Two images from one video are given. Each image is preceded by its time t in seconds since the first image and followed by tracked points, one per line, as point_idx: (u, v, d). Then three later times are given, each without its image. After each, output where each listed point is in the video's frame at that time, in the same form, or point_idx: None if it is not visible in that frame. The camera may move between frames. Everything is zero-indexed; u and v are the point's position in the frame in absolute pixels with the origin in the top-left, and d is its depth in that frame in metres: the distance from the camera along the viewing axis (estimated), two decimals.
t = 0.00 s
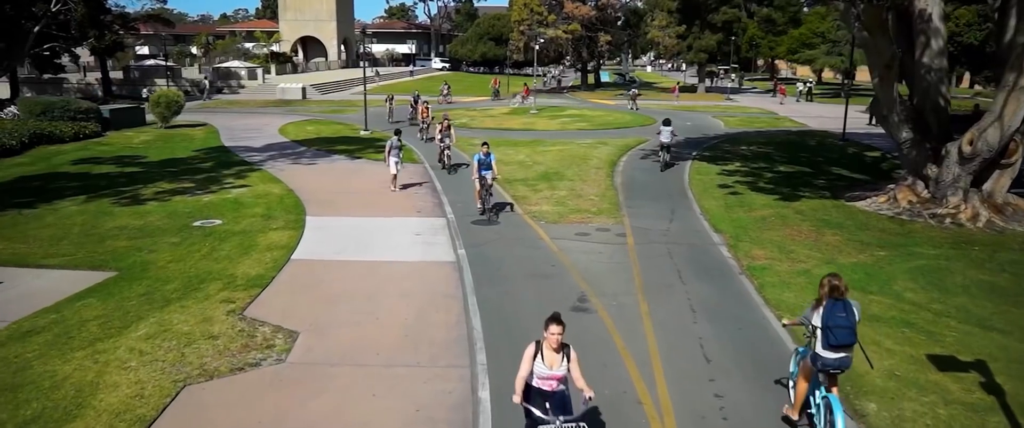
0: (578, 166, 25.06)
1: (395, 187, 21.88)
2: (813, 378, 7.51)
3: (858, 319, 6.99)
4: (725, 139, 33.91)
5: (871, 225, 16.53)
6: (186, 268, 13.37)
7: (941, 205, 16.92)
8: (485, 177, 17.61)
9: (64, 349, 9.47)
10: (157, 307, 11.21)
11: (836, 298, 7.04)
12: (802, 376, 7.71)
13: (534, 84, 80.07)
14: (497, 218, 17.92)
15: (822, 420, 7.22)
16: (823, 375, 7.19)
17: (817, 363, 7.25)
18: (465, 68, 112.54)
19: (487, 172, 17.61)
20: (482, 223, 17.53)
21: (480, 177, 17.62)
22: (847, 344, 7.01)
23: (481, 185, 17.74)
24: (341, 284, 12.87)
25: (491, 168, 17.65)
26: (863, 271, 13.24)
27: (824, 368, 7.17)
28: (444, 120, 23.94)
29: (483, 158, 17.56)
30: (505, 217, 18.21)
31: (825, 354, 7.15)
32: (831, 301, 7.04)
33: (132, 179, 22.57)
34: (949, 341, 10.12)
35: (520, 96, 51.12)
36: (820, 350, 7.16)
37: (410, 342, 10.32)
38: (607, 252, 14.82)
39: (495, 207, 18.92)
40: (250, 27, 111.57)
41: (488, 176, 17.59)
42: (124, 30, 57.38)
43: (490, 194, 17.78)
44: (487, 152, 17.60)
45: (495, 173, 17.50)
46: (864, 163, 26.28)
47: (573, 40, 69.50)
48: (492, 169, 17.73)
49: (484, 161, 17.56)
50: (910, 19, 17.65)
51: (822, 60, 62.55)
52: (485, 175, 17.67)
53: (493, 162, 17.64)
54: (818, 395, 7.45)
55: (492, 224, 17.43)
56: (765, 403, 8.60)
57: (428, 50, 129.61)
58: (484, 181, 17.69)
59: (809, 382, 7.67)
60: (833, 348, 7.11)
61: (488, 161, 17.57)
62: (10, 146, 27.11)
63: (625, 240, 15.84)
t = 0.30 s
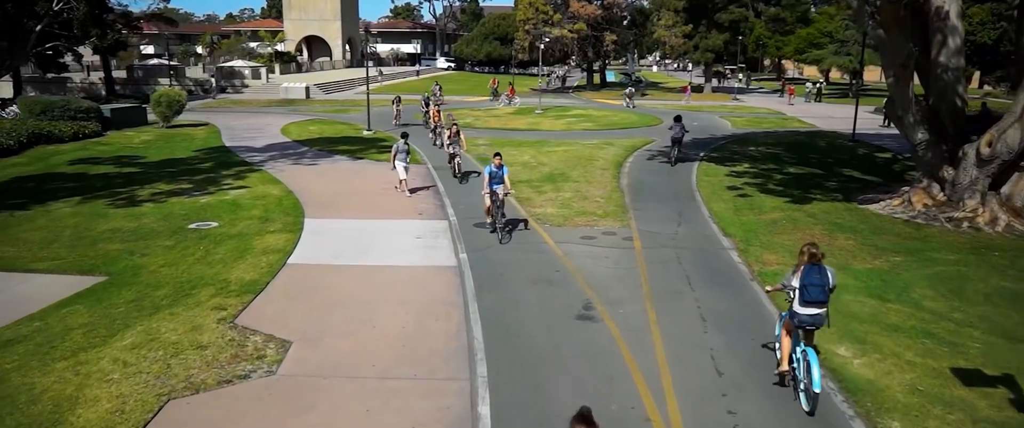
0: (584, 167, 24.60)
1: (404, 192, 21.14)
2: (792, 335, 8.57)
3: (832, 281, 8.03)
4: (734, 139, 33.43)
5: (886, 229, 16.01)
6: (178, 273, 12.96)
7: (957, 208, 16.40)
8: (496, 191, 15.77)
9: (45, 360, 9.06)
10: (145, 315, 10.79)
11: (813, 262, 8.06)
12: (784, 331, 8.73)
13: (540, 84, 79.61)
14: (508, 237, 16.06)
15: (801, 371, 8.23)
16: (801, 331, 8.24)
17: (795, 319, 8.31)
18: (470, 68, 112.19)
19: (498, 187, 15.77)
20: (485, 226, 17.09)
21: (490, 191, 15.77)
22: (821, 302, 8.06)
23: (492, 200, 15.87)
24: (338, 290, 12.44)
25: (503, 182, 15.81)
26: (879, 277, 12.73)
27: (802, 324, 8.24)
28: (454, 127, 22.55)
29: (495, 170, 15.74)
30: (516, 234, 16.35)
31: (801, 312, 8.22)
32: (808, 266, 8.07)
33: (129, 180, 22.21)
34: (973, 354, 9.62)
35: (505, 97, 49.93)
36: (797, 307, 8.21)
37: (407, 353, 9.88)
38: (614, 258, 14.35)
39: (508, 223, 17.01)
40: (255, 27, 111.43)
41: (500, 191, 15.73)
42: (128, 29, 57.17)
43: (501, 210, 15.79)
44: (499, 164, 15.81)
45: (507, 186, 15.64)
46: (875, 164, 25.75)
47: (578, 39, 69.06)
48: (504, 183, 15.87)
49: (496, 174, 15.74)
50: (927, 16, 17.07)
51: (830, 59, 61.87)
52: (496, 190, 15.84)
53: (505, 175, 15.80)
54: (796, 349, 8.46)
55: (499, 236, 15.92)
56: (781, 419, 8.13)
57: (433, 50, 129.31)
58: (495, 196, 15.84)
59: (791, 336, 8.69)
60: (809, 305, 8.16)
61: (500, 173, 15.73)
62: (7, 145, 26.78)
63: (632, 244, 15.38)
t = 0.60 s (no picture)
0: (589, 168, 24.09)
1: (410, 197, 19.76)
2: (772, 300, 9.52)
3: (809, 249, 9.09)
4: (741, 140, 32.86)
5: (902, 233, 15.44)
6: (167, 279, 12.48)
7: (976, 212, 15.82)
8: (510, 213, 13.51)
9: (19, 374, 8.60)
10: (129, 324, 10.32)
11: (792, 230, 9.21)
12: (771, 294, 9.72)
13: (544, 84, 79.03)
14: (522, 262, 13.94)
15: (784, 330, 9.28)
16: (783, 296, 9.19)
17: (778, 283, 9.28)
18: (475, 68, 111.71)
19: (512, 208, 13.49)
20: (487, 230, 16.57)
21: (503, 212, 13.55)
22: (801, 268, 9.12)
23: (504, 222, 13.64)
24: (332, 297, 11.90)
25: (518, 201, 13.54)
26: (898, 284, 12.17)
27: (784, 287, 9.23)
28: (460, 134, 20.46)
29: (506, 188, 13.48)
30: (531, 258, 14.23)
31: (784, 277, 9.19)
32: (790, 238, 9.09)
33: (124, 181, 21.77)
34: (1002, 369, 9.06)
35: (487, 97, 48.84)
36: (780, 272, 9.19)
37: (403, 365, 9.37)
38: (620, 263, 13.82)
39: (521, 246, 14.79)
40: (258, 26, 111.14)
41: (514, 212, 13.48)
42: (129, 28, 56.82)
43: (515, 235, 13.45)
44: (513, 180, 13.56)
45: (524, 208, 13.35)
46: (887, 166, 25.16)
47: (583, 39, 68.52)
48: (519, 203, 13.61)
49: (509, 192, 13.49)
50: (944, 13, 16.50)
51: (837, 59, 60.75)
52: (509, 211, 13.59)
53: (520, 194, 13.54)
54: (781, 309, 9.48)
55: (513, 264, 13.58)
56: None
57: (438, 50, 128.97)
58: (508, 218, 13.61)
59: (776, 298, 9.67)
60: (791, 270, 9.16)
61: (514, 192, 13.47)
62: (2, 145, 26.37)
63: (638, 248, 14.84)
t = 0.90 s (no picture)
0: (591, 169, 23.65)
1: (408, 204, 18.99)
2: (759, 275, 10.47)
3: (791, 227, 10.10)
4: (746, 140, 32.39)
5: (915, 237, 14.94)
6: (154, 285, 12.04)
7: (991, 215, 15.31)
8: (522, 237, 11.39)
9: None
10: (112, 332, 9.87)
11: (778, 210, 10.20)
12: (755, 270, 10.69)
13: (547, 84, 78.62)
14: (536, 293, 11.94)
15: (767, 299, 10.28)
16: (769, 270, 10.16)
17: (763, 258, 10.26)
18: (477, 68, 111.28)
19: (525, 232, 11.36)
20: (487, 233, 16.13)
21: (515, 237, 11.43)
22: (783, 243, 10.14)
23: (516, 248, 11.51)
24: (325, 305, 11.42)
25: (531, 223, 11.42)
26: (913, 291, 11.68)
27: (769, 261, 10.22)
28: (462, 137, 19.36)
29: (518, 208, 11.32)
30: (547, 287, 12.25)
31: (769, 254, 10.18)
32: (776, 218, 10.06)
33: (117, 183, 21.37)
34: None
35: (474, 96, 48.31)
36: (764, 248, 10.17)
37: (397, 378, 8.91)
38: (624, 268, 13.35)
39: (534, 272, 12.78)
40: (260, 26, 110.90)
41: (528, 236, 11.36)
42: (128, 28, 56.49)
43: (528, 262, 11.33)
44: (525, 199, 11.39)
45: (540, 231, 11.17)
46: (896, 167, 24.66)
47: (585, 39, 68.07)
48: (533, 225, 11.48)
49: (521, 213, 11.33)
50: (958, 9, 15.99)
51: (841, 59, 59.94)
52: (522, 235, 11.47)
53: (535, 214, 11.35)
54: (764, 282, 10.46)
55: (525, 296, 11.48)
56: None
57: (440, 49, 128.57)
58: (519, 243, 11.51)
59: (759, 273, 10.66)
60: (774, 246, 10.17)
61: (527, 213, 11.31)
62: None
63: (643, 253, 14.38)
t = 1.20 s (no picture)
0: (592, 170, 23.22)
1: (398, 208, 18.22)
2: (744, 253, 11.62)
3: (773, 207, 11.39)
4: (749, 141, 31.97)
5: (926, 241, 14.48)
6: (139, 291, 11.60)
7: (1003, 218, 14.84)
8: (538, 273, 9.43)
9: None
10: (90, 342, 9.43)
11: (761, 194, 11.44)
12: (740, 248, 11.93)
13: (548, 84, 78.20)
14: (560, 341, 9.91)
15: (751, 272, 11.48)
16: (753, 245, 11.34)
17: (747, 235, 11.51)
18: (477, 67, 110.94)
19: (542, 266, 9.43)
20: (484, 236, 15.70)
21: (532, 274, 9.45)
22: (766, 222, 11.41)
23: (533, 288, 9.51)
24: (315, 313, 10.96)
25: (547, 256, 9.48)
26: (927, 298, 11.21)
27: (753, 238, 11.43)
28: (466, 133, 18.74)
29: (531, 239, 9.34)
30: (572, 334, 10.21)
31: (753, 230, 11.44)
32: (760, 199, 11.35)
33: (108, 184, 20.96)
34: None
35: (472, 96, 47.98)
36: (749, 226, 11.41)
37: (388, 391, 8.49)
38: (626, 273, 12.90)
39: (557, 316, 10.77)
40: (260, 26, 110.69)
41: (545, 271, 9.41)
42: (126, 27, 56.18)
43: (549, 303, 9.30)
44: (540, 228, 9.42)
45: (560, 265, 9.16)
46: (903, 168, 24.18)
47: (586, 38, 67.69)
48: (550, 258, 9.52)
49: (535, 245, 9.37)
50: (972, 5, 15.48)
51: (844, 58, 59.49)
52: (538, 270, 9.51)
53: (552, 245, 9.40)
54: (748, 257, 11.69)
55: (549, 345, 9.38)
56: None
57: (440, 49, 128.25)
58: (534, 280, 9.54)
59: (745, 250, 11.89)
60: (758, 224, 11.42)
61: (543, 244, 9.36)
62: None
63: (645, 256, 13.95)
